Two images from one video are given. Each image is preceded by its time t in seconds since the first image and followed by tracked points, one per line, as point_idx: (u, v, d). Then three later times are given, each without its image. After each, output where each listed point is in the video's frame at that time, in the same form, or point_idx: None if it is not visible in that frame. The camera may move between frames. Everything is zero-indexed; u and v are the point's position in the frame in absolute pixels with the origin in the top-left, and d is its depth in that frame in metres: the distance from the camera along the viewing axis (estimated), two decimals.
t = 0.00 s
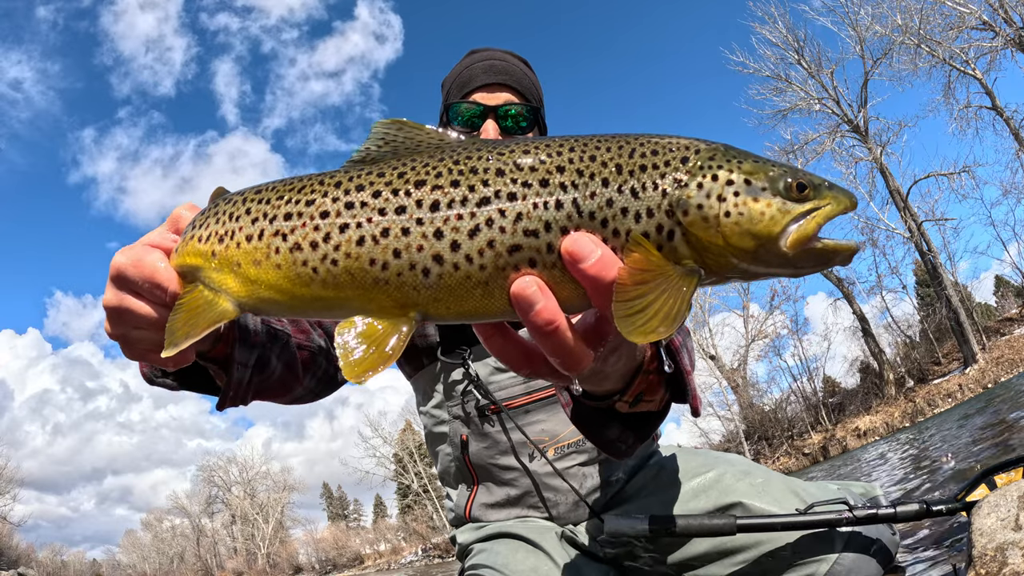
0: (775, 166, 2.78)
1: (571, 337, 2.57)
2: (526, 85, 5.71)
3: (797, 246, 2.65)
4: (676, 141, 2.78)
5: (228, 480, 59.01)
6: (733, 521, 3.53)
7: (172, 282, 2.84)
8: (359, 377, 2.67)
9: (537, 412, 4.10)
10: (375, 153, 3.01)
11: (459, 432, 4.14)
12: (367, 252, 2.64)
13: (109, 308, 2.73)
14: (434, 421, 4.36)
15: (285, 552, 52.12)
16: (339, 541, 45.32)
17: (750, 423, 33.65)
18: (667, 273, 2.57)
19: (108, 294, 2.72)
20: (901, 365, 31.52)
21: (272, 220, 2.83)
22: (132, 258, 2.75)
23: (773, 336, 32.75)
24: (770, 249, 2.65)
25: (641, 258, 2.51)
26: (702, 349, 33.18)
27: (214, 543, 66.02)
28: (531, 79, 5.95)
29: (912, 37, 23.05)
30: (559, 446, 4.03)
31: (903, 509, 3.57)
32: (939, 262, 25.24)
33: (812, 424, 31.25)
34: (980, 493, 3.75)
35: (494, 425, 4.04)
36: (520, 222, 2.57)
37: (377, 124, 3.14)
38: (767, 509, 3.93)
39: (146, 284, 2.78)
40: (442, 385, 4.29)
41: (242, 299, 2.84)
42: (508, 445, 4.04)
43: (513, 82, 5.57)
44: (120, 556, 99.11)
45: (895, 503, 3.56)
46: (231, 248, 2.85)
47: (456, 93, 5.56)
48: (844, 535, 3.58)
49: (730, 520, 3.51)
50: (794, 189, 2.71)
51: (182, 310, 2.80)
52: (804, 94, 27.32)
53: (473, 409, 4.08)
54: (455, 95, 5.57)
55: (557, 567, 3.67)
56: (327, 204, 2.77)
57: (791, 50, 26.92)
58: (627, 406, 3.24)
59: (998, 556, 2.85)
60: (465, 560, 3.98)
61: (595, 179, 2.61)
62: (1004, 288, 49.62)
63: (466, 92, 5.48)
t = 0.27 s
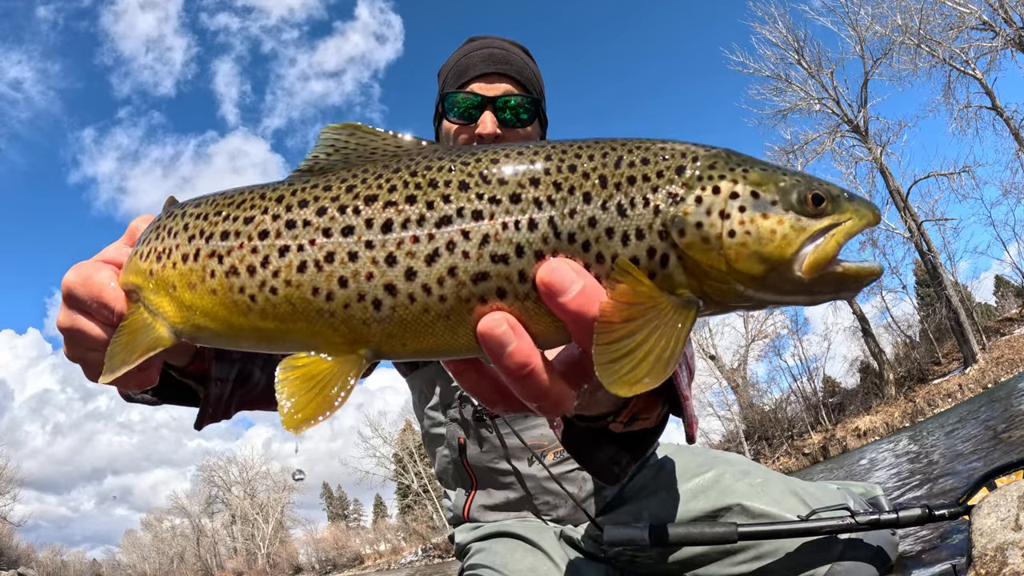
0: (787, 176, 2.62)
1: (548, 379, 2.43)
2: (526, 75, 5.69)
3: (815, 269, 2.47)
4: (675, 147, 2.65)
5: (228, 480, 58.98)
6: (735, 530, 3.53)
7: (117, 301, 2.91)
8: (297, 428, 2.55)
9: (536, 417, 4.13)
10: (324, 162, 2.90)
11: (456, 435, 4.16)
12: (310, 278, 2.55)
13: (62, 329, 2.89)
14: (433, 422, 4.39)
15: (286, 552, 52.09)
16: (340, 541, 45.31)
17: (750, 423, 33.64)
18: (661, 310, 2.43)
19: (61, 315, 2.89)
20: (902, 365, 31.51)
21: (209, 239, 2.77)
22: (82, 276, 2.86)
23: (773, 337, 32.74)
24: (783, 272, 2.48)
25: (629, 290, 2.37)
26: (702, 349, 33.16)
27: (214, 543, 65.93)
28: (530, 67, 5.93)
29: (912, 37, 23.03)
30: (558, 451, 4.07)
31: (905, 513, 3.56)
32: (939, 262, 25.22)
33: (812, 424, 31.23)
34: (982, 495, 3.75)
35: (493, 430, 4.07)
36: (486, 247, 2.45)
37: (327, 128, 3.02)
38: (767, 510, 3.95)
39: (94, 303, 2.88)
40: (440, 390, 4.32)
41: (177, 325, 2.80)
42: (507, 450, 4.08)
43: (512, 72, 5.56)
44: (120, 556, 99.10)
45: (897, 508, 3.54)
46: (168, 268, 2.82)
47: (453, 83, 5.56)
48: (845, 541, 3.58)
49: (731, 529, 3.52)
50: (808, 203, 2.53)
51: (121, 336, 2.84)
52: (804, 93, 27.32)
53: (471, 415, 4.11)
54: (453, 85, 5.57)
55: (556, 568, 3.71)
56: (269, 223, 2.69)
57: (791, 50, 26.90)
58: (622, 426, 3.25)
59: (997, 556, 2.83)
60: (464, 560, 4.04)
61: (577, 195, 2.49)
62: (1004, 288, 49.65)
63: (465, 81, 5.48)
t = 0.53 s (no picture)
0: (825, 196, 2.55)
1: (563, 412, 2.48)
2: (522, 67, 5.66)
3: (848, 294, 2.43)
4: (706, 162, 2.59)
5: (228, 480, 58.98)
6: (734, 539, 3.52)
7: (90, 315, 2.83)
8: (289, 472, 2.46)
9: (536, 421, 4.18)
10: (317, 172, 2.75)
11: (454, 439, 4.20)
12: (302, 305, 2.44)
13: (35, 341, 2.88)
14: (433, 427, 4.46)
15: (286, 552, 52.06)
16: (340, 541, 45.30)
17: (750, 423, 33.63)
18: (692, 346, 2.40)
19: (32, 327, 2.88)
20: (902, 365, 31.51)
21: (191, 258, 2.65)
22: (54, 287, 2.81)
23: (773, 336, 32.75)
24: (818, 296, 2.43)
25: (654, 323, 2.33)
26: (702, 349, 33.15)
27: (214, 543, 65.85)
28: (526, 59, 5.89)
29: (912, 38, 23.00)
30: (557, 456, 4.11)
31: (908, 517, 3.52)
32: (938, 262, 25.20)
33: (812, 424, 31.22)
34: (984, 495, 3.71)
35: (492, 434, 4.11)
36: (499, 272, 2.38)
37: (318, 134, 2.86)
38: (766, 510, 3.94)
39: (67, 317, 2.83)
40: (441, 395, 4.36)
41: (158, 348, 2.71)
42: (507, 455, 4.12)
43: (507, 65, 5.53)
44: (121, 556, 99.19)
45: (899, 513, 3.51)
46: (147, 288, 2.71)
47: (445, 78, 5.56)
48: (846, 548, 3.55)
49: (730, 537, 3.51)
50: (846, 226, 2.47)
51: (99, 356, 2.76)
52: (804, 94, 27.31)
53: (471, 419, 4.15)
54: (443, 80, 5.57)
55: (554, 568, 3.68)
56: (254, 241, 2.58)
57: (790, 50, 26.89)
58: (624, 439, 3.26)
59: (997, 555, 2.81)
60: (462, 560, 4.03)
61: (600, 215, 2.43)
62: (1004, 287, 49.68)
63: (457, 76, 5.47)
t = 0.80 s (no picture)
0: (859, 179, 2.71)
1: (603, 417, 2.55)
2: (521, 61, 5.64)
3: (884, 272, 2.62)
4: (740, 149, 2.69)
5: (228, 480, 59.00)
6: (736, 547, 3.52)
7: (71, 330, 2.80)
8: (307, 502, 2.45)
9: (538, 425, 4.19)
10: (320, 166, 2.72)
11: (454, 442, 4.20)
12: (313, 314, 2.38)
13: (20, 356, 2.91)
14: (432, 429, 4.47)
15: (286, 552, 52.04)
16: (339, 541, 45.29)
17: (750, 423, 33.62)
18: (744, 338, 2.52)
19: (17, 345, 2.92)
20: (902, 365, 31.50)
21: (182, 265, 2.59)
22: (35, 302, 2.82)
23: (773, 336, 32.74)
24: (857, 279, 2.60)
25: (702, 316, 2.43)
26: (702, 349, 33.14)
27: (214, 543, 65.86)
28: (524, 52, 5.87)
29: (912, 38, 22.98)
30: (560, 460, 4.12)
31: (910, 524, 3.51)
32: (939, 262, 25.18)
33: (812, 424, 31.20)
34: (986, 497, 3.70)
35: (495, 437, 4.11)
36: (534, 269, 2.37)
37: (318, 124, 2.81)
38: (766, 511, 3.94)
39: (48, 331, 2.83)
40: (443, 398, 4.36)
41: (145, 366, 2.65)
42: (509, 458, 4.12)
43: (506, 60, 5.51)
44: (122, 556, 99.25)
45: (901, 519, 3.50)
46: (133, 298, 2.66)
47: (442, 73, 5.53)
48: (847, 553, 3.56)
49: (731, 546, 3.52)
50: (883, 209, 2.65)
51: (84, 376, 2.73)
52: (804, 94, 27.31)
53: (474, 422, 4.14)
54: (441, 75, 5.54)
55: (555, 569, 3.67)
56: (253, 244, 2.51)
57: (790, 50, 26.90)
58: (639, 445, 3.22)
59: (997, 555, 2.79)
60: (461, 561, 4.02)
61: (638, 204, 2.47)
62: (1004, 287, 49.62)
63: (455, 71, 5.44)
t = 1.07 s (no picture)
0: (893, 164, 2.80)
1: (649, 413, 2.60)
2: (525, 55, 5.66)
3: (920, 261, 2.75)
4: (776, 133, 2.76)
5: (228, 480, 59.03)
6: (737, 554, 3.53)
7: (64, 336, 2.79)
8: (347, 518, 2.51)
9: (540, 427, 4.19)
10: (340, 157, 2.71)
11: (456, 443, 4.20)
12: (344, 316, 2.38)
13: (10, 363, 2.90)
14: (433, 430, 4.46)
15: (286, 552, 52.03)
16: (339, 541, 45.31)
17: (750, 423, 33.63)
18: (793, 328, 2.64)
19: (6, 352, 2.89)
20: (902, 365, 31.53)
21: (190, 266, 2.57)
22: (26, 307, 2.80)
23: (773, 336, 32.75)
24: (895, 263, 2.72)
25: (751, 303, 2.52)
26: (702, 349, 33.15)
27: (214, 543, 65.83)
28: (528, 44, 5.87)
29: (912, 38, 22.98)
30: (562, 462, 4.12)
31: (912, 528, 3.51)
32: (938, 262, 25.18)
33: (812, 424, 31.22)
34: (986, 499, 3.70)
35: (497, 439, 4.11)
36: (580, 261, 2.40)
37: (337, 113, 2.79)
38: (767, 512, 3.94)
39: (40, 337, 2.81)
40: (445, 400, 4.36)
41: (153, 374, 2.64)
42: (511, 460, 4.12)
43: (510, 54, 5.51)
44: (122, 556, 99.30)
45: (903, 523, 3.50)
46: (135, 303, 2.65)
47: (444, 67, 5.53)
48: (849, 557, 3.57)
49: (732, 553, 3.52)
50: (918, 192, 2.74)
51: (83, 387, 2.73)
52: (804, 94, 27.33)
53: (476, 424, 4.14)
54: (443, 69, 5.55)
55: (555, 568, 3.68)
56: (274, 242, 2.49)
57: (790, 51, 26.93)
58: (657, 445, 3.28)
59: (997, 555, 2.79)
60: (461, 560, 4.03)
61: (680, 192, 2.51)
62: (1004, 287, 49.60)
63: (457, 65, 5.44)
